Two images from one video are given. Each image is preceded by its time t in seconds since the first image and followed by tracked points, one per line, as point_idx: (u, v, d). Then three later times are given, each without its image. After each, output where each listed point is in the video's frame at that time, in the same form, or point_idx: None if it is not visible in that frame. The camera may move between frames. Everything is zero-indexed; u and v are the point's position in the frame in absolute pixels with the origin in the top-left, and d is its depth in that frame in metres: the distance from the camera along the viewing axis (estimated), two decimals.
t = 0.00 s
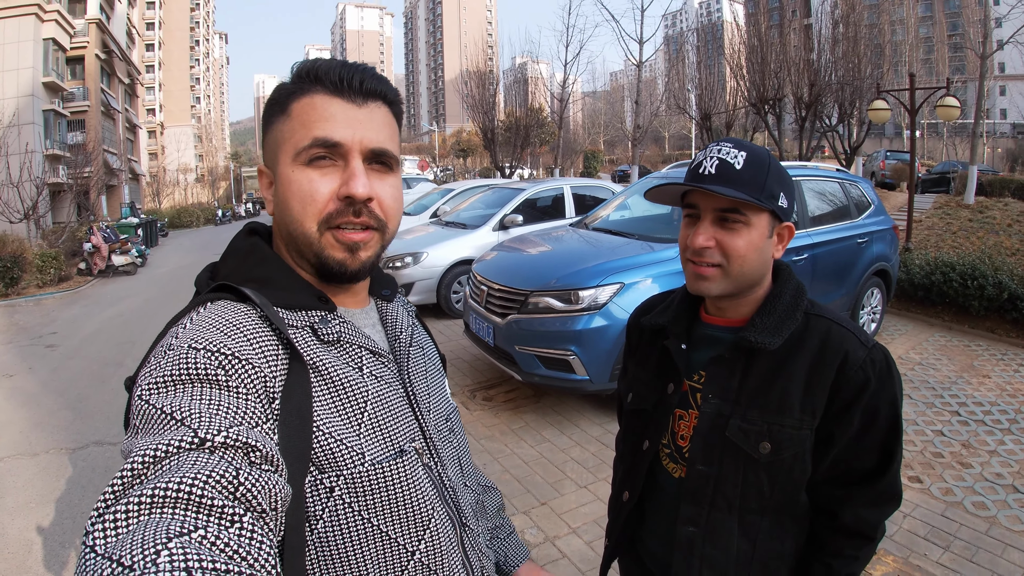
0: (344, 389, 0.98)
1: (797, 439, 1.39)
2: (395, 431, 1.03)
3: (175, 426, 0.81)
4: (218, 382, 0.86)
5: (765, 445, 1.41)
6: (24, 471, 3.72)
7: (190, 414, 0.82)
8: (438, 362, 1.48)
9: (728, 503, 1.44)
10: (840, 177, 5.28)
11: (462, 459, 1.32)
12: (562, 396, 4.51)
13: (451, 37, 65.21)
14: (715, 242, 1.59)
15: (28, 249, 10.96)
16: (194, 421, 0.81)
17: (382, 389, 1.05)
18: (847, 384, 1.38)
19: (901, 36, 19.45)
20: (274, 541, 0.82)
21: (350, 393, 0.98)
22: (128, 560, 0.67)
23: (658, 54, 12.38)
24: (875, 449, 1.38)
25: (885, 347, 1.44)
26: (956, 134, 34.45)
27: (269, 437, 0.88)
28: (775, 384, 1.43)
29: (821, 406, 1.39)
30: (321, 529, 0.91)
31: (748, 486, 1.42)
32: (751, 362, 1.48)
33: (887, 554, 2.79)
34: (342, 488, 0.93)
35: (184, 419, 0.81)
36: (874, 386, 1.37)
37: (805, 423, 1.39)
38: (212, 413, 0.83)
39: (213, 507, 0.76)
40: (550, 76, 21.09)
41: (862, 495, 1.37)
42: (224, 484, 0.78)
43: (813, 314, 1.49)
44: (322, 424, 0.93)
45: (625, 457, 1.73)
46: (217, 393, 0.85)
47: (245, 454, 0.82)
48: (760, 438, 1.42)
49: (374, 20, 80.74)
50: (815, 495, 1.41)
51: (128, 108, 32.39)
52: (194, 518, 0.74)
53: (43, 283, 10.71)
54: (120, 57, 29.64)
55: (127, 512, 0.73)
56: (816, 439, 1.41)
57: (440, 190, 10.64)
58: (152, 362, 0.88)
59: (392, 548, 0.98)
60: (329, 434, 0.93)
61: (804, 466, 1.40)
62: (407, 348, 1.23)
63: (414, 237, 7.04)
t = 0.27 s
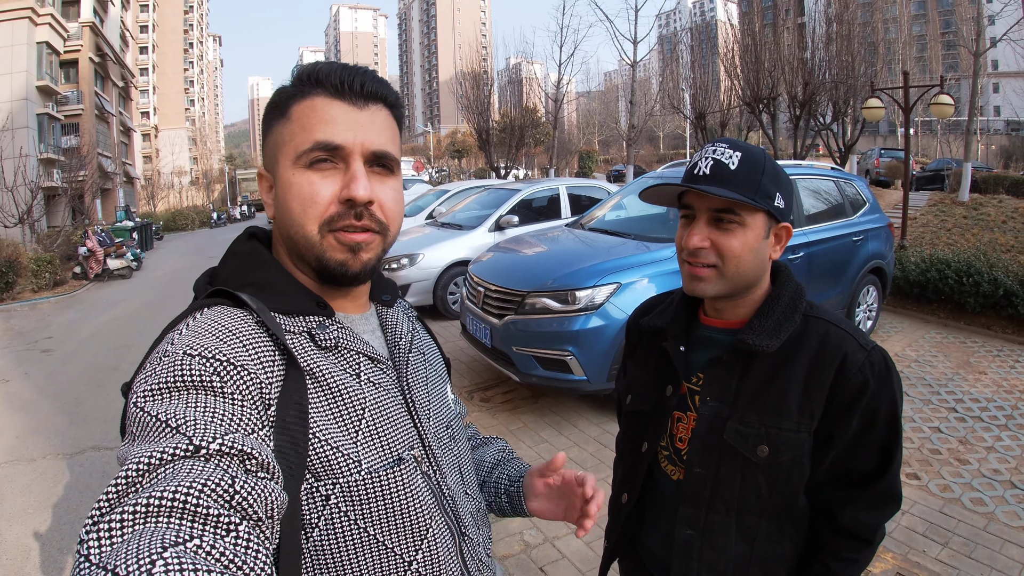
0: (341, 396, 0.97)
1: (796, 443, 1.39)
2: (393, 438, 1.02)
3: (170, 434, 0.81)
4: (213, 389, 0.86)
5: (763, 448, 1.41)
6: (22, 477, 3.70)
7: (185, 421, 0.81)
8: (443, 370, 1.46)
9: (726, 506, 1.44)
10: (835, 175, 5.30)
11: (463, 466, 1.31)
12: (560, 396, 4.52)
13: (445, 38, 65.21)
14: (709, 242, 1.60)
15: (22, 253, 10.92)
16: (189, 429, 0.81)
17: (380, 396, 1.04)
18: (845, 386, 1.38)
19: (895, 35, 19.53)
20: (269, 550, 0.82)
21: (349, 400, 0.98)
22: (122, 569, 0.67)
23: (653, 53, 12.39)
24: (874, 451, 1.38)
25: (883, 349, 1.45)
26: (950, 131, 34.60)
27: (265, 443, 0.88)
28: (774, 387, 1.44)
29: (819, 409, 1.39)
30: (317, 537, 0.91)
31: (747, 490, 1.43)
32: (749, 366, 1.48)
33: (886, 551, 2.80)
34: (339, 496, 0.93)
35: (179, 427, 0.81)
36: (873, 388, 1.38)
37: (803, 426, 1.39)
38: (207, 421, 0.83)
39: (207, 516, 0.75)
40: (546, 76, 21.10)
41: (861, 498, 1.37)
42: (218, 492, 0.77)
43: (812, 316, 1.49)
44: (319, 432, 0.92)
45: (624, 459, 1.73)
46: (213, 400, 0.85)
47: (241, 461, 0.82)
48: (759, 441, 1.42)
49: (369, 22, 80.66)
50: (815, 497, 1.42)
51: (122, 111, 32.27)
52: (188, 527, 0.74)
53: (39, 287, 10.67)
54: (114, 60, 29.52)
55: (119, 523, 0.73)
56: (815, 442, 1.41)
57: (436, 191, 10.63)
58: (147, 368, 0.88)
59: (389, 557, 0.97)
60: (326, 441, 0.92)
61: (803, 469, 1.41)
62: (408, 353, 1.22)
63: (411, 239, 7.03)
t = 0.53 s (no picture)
0: (345, 396, 0.97)
1: (798, 435, 1.40)
2: (397, 438, 1.02)
3: (171, 433, 0.81)
4: (214, 388, 0.86)
5: (765, 440, 1.42)
6: (26, 477, 3.72)
7: (186, 421, 0.82)
8: (454, 367, 1.46)
9: (728, 498, 1.45)
10: (835, 168, 5.30)
11: (474, 465, 1.30)
12: (562, 391, 4.53)
13: (443, 35, 65.08)
14: (734, 233, 1.59)
15: (23, 254, 10.92)
16: (189, 429, 0.81)
17: (384, 395, 1.04)
18: (846, 378, 1.38)
19: (893, 27, 19.47)
20: (270, 551, 0.82)
21: (352, 400, 0.98)
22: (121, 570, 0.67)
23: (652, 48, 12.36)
24: (878, 444, 1.38)
25: (886, 341, 1.44)
26: (949, 123, 34.53)
27: (267, 442, 0.89)
28: (775, 379, 1.44)
29: (821, 402, 1.40)
30: (320, 537, 0.92)
31: (749, 482, 1.43)
32: (750, 358, 1.49)
33: (888, 542, 2.81)
34: (341, 497, 0.93)
35: (179, 427, 0.81)
36: (874, 380, 1.38)
37: (805, 418, 1.40)
38: (208, 421, 0.83)
39: (206, 517, 0.76)
40: (544, 72, 21.06)
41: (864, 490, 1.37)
42: (218, 493, 0.78)
43: (813, 309, 1.49)
44: (321, 432, 0.93)
45: (627, 452, 1.75)
46: (215, 399, 0.86)
47: (241, 462, 0.82)
48: (761, 433, 1.43)
49: (367, 19, 80.51)
50: (817, 489, 1.42)
51: (121, 111, 32.24)
52: (187, 528, 0.74)
53: (40, 288, 10.68)
54: (113, 60, 29.48)
55: (119, 522, 0.73)
56: (817, 434, 1.42)
57: (436, 187, 10.62)
58: (150, 367, 0.88)
59: (392, 557, 0.97)
60: (328, 441, 0.93)
61: (805, 461, 1.41)
62: (413, 352, 1.21)
63: (411, 236, 7.03)
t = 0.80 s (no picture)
0: (340, 394, 0.98)
1: (792, 421, 1.41)
2: (393, 436, 1.03)
3: (164, 431, 0.82)
4: (209, 386, 0.87)
5: (761, 427, 1.43)
6: (31, 479, 3.74)
7: (179, 419, 0.82)
8: (460, 361, 1.47)
9: (726, 487, 1.46)
10: (833, 162, 5.29)
11: (477, 462, 1.30)
12: (564, 387, 4.53)
13: (440, 34, 64.97)
14: (740, 221, 1.60)
15: (24, 259, 10.94)
16: (182, 426, 0.82)
17: (379, 392, 1.04)
18: (840, 364, 1.40)
19: (891, 20, 19.42)
20: (264, 548, 0.82)
21: (347, 398, 0.99)
22: (114, 568, 0.67)
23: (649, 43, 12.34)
24: (872, 429, 1.39)
25: (878, 327, 1.46)
26: (949, 115, 34.42)
27: (261, 439, 0.90)
28: (768, 365, 1.45)
29: (815, 387, 1.41)
30: (316, 535, 0.92)
31: (745, 470, 1.45)
32: (743, 345, 1.50)
33: (890, 532, 2.82)
34: (337, 494, 0.93)
35: (172, 425, 0.82)
36: (867, 365, 1.39)
37: (799, 404, 1.41)
38: (201, 419, 0.84)
39: (199, 515, 0.76)
40: (542, 69, 21.03)
41: (860, 476, 1.39)
42: (212, 491, 0.78)
43: (805, 295, 1.51)
44: (316, 428, 0.93)
45: (625, 442, 1.76)
46: (207, 397, 0.86)
47: (235, 460, 0.83)
48: (756, 420, 1.43)
49: (364, 18, 80.32)
50: (814, 477, 1.45)
51: (120, 114, 32.25)
52: (180, 526, 0.75)
53: (42, 292, 10.71)
54: (110, 63, 29.47)
55: (111, 520, 0.74)
56: (812, 421, 1.43)
57: (435, 186, 10.61)
58: (145, 366, 0.89)
59: (389, 555, 0.98)
60: (324, 438, 0.93)
61: (800, 447, 1.42)
62: (408, 350, 1.21)
63: (411, 234, 7.04)
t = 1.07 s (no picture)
0: (346, 394, 0.99)
1: (790, 403, 1.46)
2: (400, 435, 1.04)
3: (172, 435, 0.83)
4: (215, 389, 0.88)
5: (759, 409, 1.48)
6: (41, 478, 3.77)
7: (186, 422, 0.83)
8: (467, 359, 1.49)
9: (727, 468, 1.52)
10: (835, 158, 5.28)
11: (485, 458, 1.31)
12: (567, 383, 4.55)
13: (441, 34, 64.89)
14: (739, 211, 1.66)
15: (29, 261, 10.99)
16: (189, 430, 0.83)
17: (385, 392, 1.06)
18: (836, 346, 1.45)
19: (894, 15, 19.33)
20: (272, 549, 0.83)
21: (353, 398, 0.99)
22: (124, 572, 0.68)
23: (651, 41, 12.31)
24: (868, 412, 1.45)
25: (872, 312, 1.52)
26: (952, 111, 34.23)
27: (268, 441, 0.91)
28: (767, 347, 1.51)
29: (812, 370, 1.47)
30: (324, 535, 0.93)
31: (745, 451, 1.50)
32: (742, 330, 1.56)
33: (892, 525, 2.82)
34: (344, 494, 0.94)
35: (179, 429, 0.83)
36: (863, 348, 1.45)
37: (798, 386, 1.47)
38: (207, 422, 0.85)
39: (208, 517, 0.77)
40: (544, 67, 21.00)
41: (858, 459, 1.44)
42: (219, 494, 0.79)
43: (801, 282, 1.57)
44: (323, 428, 0.94)
45: (629, 428, 1.83)
46: (214, 400, 0.87)
47: (242, 462, 0.84)
48: (755, 402, 1.49)
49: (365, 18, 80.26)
50: (814, 460, 1.50)
51: (122, 116, 32.31)
52: (189, 529, 0.76)
53: (47, 294, 10.75)
54: (113, 65, 29.53)
55: (120, 524, 0.75)
56: (811, 405, 1.49)
57: (438, 185, 10.62)
58: (150, 369, 0.90)
59: (398, 553, 0.98)
60: (331, 439, 0.94)
61: (799, 429, 1.48)
62: (413, 348, 1.22)
63: (415, 233, 7.05)
